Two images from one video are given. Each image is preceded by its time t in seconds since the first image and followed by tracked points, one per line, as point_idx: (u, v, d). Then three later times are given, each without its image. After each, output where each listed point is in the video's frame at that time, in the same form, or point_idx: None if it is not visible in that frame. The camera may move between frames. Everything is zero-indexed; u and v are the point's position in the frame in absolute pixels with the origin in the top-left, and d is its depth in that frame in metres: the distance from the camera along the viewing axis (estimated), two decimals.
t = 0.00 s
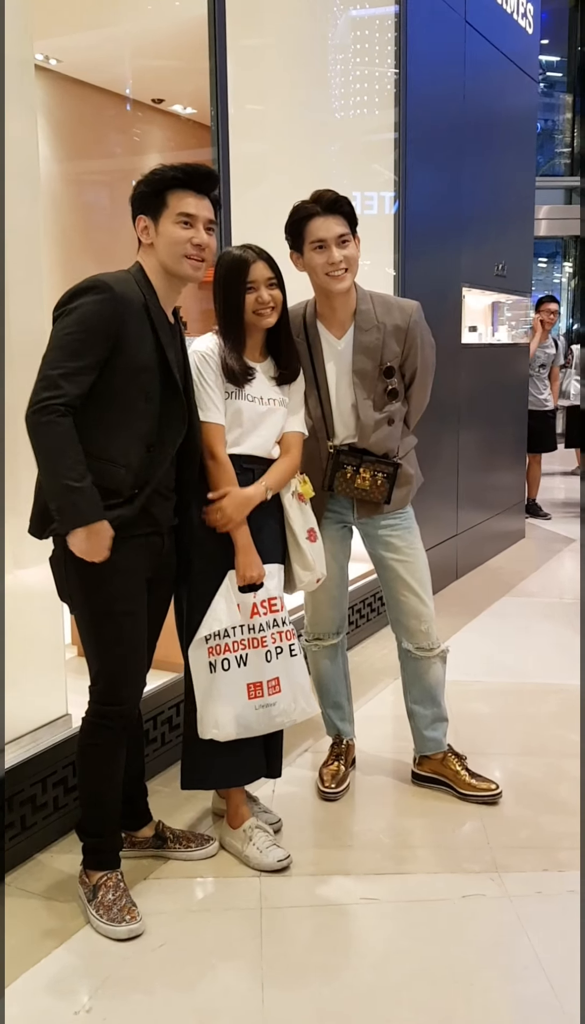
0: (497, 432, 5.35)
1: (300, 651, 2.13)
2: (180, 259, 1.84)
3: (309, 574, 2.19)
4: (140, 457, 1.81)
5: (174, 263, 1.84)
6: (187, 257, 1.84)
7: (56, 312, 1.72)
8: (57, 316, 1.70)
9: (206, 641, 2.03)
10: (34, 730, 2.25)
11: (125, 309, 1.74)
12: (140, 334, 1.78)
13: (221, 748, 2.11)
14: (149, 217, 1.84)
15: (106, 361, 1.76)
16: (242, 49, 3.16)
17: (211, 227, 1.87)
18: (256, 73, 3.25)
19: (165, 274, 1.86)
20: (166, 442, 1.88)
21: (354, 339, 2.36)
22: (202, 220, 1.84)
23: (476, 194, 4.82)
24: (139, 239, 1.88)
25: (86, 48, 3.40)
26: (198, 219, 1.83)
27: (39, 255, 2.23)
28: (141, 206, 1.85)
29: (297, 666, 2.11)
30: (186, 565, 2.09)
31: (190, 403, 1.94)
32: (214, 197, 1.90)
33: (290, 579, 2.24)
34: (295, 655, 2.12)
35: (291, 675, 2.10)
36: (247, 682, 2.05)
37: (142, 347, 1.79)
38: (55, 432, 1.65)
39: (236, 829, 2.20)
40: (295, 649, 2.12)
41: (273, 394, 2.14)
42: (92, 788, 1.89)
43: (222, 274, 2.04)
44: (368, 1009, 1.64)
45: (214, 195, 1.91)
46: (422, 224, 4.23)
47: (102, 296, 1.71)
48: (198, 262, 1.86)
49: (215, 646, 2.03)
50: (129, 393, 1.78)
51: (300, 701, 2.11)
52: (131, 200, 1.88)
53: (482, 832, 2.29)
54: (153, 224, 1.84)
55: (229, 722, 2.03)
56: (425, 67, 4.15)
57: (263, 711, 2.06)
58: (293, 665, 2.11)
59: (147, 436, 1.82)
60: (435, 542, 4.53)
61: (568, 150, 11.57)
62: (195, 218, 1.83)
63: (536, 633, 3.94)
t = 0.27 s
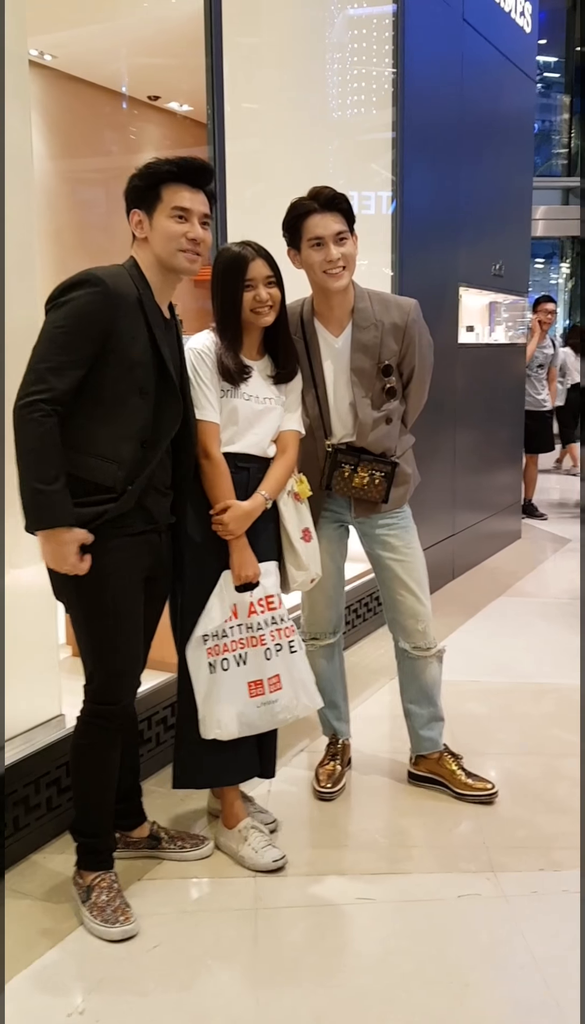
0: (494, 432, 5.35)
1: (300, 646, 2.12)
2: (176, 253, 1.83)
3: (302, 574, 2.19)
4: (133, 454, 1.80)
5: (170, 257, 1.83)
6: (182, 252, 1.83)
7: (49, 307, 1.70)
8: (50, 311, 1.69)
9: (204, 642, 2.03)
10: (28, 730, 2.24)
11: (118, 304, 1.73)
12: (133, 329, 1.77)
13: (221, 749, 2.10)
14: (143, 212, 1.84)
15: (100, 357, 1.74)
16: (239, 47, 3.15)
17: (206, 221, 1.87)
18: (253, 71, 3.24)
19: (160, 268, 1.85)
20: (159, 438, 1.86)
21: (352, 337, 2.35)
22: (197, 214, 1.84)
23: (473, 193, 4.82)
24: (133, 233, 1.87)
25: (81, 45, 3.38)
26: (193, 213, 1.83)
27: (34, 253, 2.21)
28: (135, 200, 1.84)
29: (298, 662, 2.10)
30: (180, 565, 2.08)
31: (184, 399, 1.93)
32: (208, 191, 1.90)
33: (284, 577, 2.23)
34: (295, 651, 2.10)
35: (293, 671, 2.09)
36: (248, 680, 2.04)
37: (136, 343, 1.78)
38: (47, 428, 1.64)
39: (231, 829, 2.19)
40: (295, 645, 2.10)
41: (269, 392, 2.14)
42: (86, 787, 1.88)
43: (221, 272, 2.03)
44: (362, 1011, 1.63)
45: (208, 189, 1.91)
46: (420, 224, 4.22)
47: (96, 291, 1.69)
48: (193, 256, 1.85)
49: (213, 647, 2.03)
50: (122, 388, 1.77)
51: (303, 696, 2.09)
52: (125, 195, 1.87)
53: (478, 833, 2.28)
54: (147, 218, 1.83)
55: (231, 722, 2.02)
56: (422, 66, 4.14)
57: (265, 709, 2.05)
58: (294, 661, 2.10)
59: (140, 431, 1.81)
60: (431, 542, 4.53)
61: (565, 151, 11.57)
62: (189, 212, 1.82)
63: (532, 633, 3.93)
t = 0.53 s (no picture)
0: (493, 429, 5.34)
1: (295, 640, 2.13)
2: (179, 246, 1.82)
3: (302, 568, 2.18)
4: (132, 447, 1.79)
5: (173, 250, 1.82)
6: (185, 244, 1.82)
7: (51, 296, 1.69)
8: (52, 301, 1.68)
9: (202, 632, 2.01)
10: (24, 726, 2.23)
11: (121, 297, 1.72)
12: (136, 323, 1.76)
13: (217, 742, 2.10)
14: (146, 204, 1.82)
15: (101, 349, 1.73)
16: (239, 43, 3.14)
17: (209, 215, 1.86)
18: (253, 66, 3.23)
19: (163, 261, 1.84)
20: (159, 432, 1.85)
21: (352, 331, 2.34)
22: (200, 207, 1.83)
23: (473, 190, 4.80)
24: (136, 226, 1.86)
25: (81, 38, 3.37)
26: (197, 205, 1.82)
27: (32, 246, 2.20)
28: (137, 193, 1.83)
29: (292, 655, 2.11)
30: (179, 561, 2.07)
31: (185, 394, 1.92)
32: (211, 185, 1.89)
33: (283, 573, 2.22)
34: (289, 643, 2.11)
35: (288, 664, 2.09)
36: (244, 672, 2.03)
37: (137, 336, 1.77)
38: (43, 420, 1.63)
39: (228, 825, 2.19)
40: (290, 638, 2.11)
41: (270, 388, 2.13)
42: (81, 779, 1.87)
43: (222, 265, 2.02)
44: (360, 1008, 1.62)
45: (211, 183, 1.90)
46: (420, 220, 4.21)
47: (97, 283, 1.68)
48: (197, 248, 1.84)
49: (211, 637, 2.01)
50: (123, 382, 1.76)
51: (297, 689, 2.10)
52: (127, 189, 1.86)
53: (476, 829, 2.28)
54: (150, 211, 1.82)
55: (225, 713, 2.00)
56: (423, 62, 4.13)
57: (260, 701, 2.04)
58: (289, 654, 2.10)
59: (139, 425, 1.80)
60: (430, 539, 4.52)
61: (564, 149, 11.56)
62: (193, 205, 1.81)
63: (531, 630, 3.93)
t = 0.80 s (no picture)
0: (487, 429, 5.35)
1: (293, 640, 2.13)
2: (185, 248, 1.81)
3: (302, 567, 2.18)
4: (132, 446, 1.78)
5: (179, 251, 1.81)
6: (192, 247, 1.82)
7: (58, 291, 1.70)
8: (57, 295, 1.69)
9: (202, 630, 2.02)
10: (20, 725, 2.22)
11: (127, 298, 1.72)
12: (139, 325, 1.75)
13: (216, 740, 2.09)
14: (156, 205, 1.82)
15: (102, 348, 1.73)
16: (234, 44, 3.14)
17: (217, 222, 1.86)
18: (248, 65, 3.22)
19: (168, 262, 1.84)
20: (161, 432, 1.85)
21: (351, 330, 2.35)
22: (210, 213, 1.83)
23: (468, 189, 4.81)
24: (143, 226, 1.85)
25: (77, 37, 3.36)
26: (206, 210, 1.82)
27: (28, 244, 2.19)
28: (148, 194, 1.83)
29: (290, 655, 2.11)
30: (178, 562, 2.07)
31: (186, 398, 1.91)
32: (221, 192, 1.89)
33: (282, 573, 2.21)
34: (287, 643, 2.11)
35: (286, 664, 2.10)
36: (242, 671, 2.04)
37: (140, 335, 1.76)
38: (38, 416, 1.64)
39: (226, 824, 2.19)
40: (289, 639, 2.11)
41: (268, 388, 2.13)
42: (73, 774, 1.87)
43: (222, 264, 2.02)
44: (358, 1006, 1.63)
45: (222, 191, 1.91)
46: (415, 220, 4.21)
47: (99, 281, 1.68)
48: (203, 253, 1.84)
49: (210, 635, 2.02)
50: (124, 382, 1.76)
51: (295, 690, 2.10)
52: (138, 189, 1.86)
53: (472, 828, 2.28)
54: (159, 211, 1.82)
55: (225, 712, 2.01)
56: (419, 62, 4.13)
57: (259, 701, 2.04)
58: (288, 654, 2.10)
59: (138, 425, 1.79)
60: (425, 538, 4.53)
61: (558, 149, 11.58)
62: (202, 210, 1.82)
63: (525, 630, 3.94)
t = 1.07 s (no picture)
0: (483, 428, 5.35)
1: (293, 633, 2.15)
2: (181, 255, 1.81)
3: (299, 567, 2.18)
4: (132, 445, 1.77)
5: (175, 258, 1.81)
6: (188, 255, 1.81)
7: (54, 291, 1.69)
8: (54, 295, 1.67)
9: (207, 631, 2.01)
10: (17, 726, 2.21)
11: (124, 297, 1.71)
12: (137, 322, 1.74)
13: (218, 740, 2.09)
14: (156, 206, 1.81)
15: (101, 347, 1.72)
16: (230, 42, 3.13)
17: (216, 229, 1.85)
18: (243, 64, 3.22)
19: (163, 266, 1.83)
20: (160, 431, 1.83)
21: (351, 330, 2.34)
22: (209, 221, 1.82)
23: (464, 189, 4.80)
24: (143, 225, 1.84)
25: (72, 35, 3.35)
26: (205, 218, 1.81)
27: (25, 243, 2.18)
28: (149, 194, 1.81)
29: (291, 648, 2.13)
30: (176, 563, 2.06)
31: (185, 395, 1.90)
32: (223, 197, 1.88)
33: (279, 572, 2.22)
34: (288, 637, 2.13)
35: (287, 657, 2.12)
36: (247, 668, 2.05)
37: (138, 334, 1.75)
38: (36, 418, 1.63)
39: (224, 825, 2.18)
40: (289, 632, 2.13)
41: (267, 387, 2.12)
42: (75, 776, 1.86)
43: (224, 263, 2.01)
44: (359, 1007, 1.62)
45: (226, 194, 1.89)
46: (411, 219, 4.21)
47: (96, 280, 1.67)
48: (198, 261, 1.83)
49: (216, 636, 2.01)
50: (123, 381, 1.75)
51: (297, 681, 2.12)
52: (142, 185, 1.84)
53: (471, 828, 2.28)
54: (159, 213, 1.81)
55: (234, 711, 2.02)
56: (415, 61, 4.12)
57: (265, 696, 2.06)
58: (289, 648, 2.13)
59: (138, 424, 1.77)
60: (421, 538, 4.52)
61: (553, 148, 11.60)
62: (201, 217, 1.80)
63: (522, 629, 3.94)
